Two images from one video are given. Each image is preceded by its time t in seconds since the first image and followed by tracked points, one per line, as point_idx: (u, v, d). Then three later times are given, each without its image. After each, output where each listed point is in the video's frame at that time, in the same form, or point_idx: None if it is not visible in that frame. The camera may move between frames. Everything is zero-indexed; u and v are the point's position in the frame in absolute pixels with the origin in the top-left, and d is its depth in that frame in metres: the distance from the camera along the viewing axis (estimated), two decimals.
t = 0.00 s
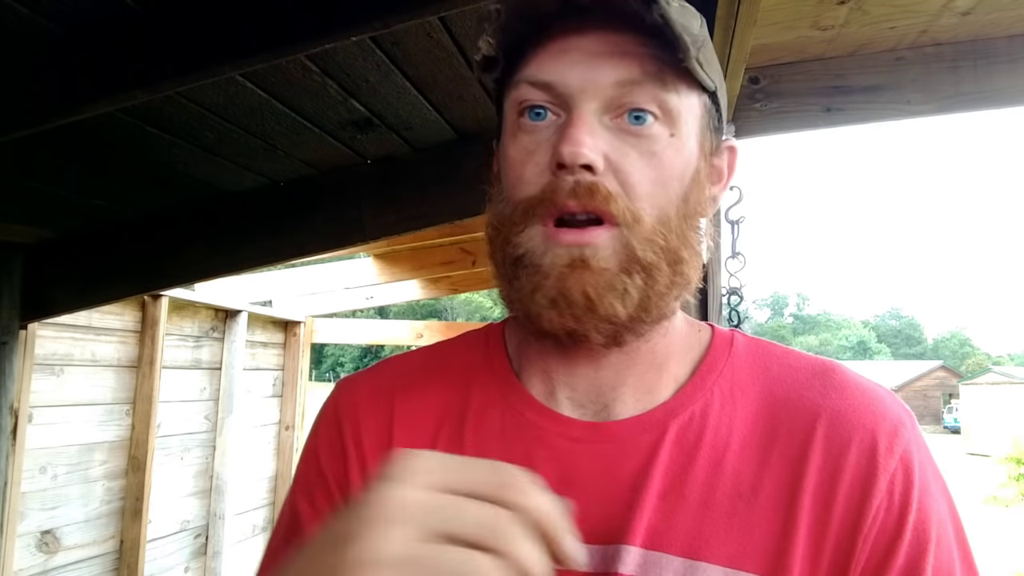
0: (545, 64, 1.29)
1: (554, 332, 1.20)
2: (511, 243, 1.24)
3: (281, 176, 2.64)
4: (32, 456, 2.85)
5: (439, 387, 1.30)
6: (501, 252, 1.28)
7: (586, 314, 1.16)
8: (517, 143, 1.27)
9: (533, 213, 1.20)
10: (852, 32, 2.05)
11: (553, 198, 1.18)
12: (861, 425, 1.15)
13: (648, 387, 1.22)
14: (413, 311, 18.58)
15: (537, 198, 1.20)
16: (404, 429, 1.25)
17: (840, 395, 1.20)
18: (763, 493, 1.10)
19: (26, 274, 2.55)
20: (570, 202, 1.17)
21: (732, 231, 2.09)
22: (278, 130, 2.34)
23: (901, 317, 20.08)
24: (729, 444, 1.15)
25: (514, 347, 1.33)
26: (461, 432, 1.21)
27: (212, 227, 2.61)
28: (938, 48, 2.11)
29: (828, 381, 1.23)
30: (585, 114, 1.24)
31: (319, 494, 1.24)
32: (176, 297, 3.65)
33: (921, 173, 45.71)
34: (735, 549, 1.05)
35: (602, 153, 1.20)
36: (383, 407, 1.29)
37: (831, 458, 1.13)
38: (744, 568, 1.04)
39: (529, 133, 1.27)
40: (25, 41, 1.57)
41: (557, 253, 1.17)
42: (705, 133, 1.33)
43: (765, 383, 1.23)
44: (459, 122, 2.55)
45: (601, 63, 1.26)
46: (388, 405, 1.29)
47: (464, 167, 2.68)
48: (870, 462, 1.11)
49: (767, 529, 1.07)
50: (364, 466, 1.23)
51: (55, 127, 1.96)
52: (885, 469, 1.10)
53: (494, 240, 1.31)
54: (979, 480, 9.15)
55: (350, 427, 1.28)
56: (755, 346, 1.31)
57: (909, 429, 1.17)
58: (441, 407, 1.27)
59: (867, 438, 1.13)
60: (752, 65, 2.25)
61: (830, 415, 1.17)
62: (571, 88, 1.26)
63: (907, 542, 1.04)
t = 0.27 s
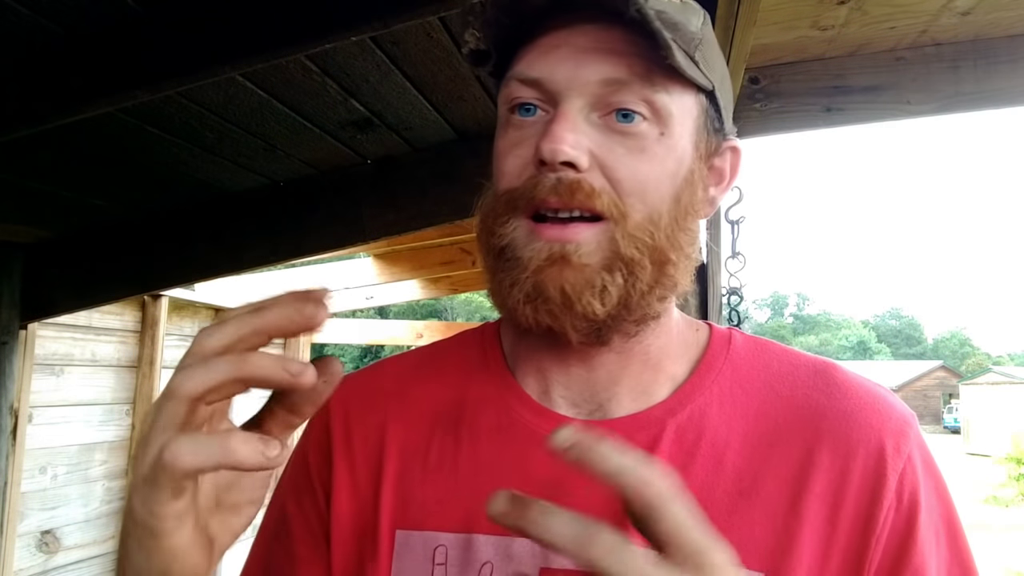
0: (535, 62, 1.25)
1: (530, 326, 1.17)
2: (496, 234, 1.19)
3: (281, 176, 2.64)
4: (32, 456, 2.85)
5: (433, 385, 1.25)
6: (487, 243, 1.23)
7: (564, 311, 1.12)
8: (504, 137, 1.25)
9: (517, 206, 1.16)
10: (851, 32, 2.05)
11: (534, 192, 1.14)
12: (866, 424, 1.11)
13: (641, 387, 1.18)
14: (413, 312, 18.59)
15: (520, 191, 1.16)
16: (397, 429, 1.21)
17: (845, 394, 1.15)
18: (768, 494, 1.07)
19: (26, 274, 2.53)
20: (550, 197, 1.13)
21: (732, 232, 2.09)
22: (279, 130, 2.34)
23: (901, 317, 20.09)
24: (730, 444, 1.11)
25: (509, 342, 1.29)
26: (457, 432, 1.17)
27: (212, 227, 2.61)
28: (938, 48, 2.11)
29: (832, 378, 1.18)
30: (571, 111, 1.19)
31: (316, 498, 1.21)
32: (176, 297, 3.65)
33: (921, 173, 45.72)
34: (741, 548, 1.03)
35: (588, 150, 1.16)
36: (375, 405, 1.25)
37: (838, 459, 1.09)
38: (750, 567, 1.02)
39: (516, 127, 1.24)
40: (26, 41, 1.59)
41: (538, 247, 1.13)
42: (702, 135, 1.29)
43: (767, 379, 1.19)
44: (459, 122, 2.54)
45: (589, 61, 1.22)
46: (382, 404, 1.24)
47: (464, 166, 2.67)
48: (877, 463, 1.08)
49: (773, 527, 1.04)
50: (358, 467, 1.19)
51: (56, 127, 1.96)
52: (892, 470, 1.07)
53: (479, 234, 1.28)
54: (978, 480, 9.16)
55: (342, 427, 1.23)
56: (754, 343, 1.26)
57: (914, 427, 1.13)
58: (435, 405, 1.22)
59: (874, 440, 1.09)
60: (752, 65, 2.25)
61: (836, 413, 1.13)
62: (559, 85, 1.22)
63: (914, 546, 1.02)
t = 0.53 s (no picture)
0: (541, 68, 1.22)
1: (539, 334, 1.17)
2: (501, 242, 1.19)
3: (281, 176, 2.66)
4: (32, 456, 2.85)
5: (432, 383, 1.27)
6: (492, 250, 1.23)
7: (574, 319, 1.13)
8: (508, 144, 1.22)
9: (523, 214, 1.16)
10: (852, 32, 2.05)
11: (543, 203, 1.13)
12: (867, 419, 1.12)
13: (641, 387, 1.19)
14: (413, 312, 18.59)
15: (528, 200, 1.15)
16: (394, 425, 1.22)
17: (843, 389, 1.16)
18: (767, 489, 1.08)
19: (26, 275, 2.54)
20: (560, 210, 1.12)
21: (732, 231, 2.09)
22: (278, 130, 2.33)
23: (901, 317, 20.09)
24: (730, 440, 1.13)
25: (507, 340, 1.29)
26: (457, 429, 1.19)
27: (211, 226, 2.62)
28: (938, 48, 2.11)
29: (830, 375, 1.19)
30: (578, 119, 1.17)
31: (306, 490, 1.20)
32: (176, 297, 3.65)
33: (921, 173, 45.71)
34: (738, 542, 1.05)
35: (596, 158, 1.14)
36: (372, 401, 1.25)
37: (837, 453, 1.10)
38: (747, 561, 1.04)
39: (522, 134, 1.21)
40: (25, 42, 1.57)
41: (548, 253, 1.13)
42: (706, 136, 1.28)
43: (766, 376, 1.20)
44: (459, 122, 2.54)
45: (597, 67, 1.19)
46: (378, 400, 1.25)
47: (464, 165, 2.65)
48: (877, 457, 1.08)
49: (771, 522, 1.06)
50: (353, 461, 1.19)
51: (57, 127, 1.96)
52: (892, 463, 1.07)
53: (482, 239, 1.27)
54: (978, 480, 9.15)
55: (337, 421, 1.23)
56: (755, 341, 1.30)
57: (914, 421, 1.13)
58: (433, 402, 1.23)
59: (873, 435, 1.10)
60: (752, 65, 2.25)
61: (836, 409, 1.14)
62: (565, 92, 1.19)
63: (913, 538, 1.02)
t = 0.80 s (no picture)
0: (517, 73, 1.23)
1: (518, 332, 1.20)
2: (485, 246, 1.21)
3: (281, 176, 2.65)
4: (32, 456, 2.85)
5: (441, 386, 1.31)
6: (479, 253, 1.25)
7: (547, 320, 1.15)
8: (494, 150, 1.25)
9: (501, 220, 1.17)
10: (852, 32, 2.05)
11: (517, 208, 1.15)
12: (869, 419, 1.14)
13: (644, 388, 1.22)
14: (413, 312, 18.59)
15: (505, 206, 1.17)
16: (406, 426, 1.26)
17: (841, 388, 1.19)
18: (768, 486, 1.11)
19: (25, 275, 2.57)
20: (532, 213, 1.13)
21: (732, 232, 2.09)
22: (279, 130, 2.33)
23: (901, 317, 20.08)
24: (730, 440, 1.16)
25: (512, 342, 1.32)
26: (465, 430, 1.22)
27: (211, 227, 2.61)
28: (938, 48, 2.11)
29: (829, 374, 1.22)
30: (552, 124, 1.18)
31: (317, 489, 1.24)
32: (176, 297, 3.65)
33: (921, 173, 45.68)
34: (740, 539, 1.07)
35: (570, 162, 1.15)
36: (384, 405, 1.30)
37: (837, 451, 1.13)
38: (751, 559, 1.06)
39: (505, 140, 1.24)
40: (25, 41, 1.57)
41: (525, 256, 1.14)
42: (693, 134, 1.27)
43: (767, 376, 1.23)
44: (460, 122, 2.54)
45: (569, 69, 1.19)
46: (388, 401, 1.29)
47: (464, 165, 2.63)
48: (874, 454, 1.11)
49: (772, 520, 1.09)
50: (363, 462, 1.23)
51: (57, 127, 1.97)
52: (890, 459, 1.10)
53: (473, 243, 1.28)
54: (980, 480, 9.14)
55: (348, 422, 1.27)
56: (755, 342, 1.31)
57: (912, 419, 1.16)
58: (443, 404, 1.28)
59: (869, 433, 1.13)
60: (752, 65, 2.25)
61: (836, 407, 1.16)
62: (539, 96, 1.20)
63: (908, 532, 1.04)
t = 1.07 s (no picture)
0: (505, 80, 1.27)
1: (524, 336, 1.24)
2: (485, 249, 1.25)
3: (281, 176, 2.64)
4: (32, 456, 2.85)
5: (443, 385, 1.31)
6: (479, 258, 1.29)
7: (547, 318, 1.18)
8: (488, 157, 1.29)
9: (500, 223, 1.21)
10: (852, 31, 2.05)
11: (512, 209, 1.19)
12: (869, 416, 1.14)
13: (646, 384, 1.22)
14: (413, 312, 18.59)
15: (500, 209, 1.21)
16: (410, 424, 1.27)
17: (840, 386, 1.18)
18: (767, 481, 1.10)
19: (26, 274, 2.57)
20: (527, 212, 1.18)
21: (732, 231, 2.09)
22: (279, 130, 2.33)
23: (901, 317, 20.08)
24: (729, 434, 1.15)
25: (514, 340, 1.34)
26: (467, 428, 1.23)
27: (212, 227, 2.62)
28: (938, 48, 2.11)
29: (827, 372, 1.22)
30: (541, 125, 1.22)
31: (323, 487, 1.25)
32: (176, 297, 3.65)
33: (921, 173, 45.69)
34: (739, 534, 1.05)
35: (560, 162, 1.20)
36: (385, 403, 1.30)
37: (836, 448, 1.12)
38: (751, 554, 1.04)
39: (497, 145, 1.28)
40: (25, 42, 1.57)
41: (521, 256, 1.19)
42: (680, 128, 1.30)
43: (766, 374, 1.23)
44: (459, 121, 2.55)
45: (555, 73, 1.24)
46: (392, 401, 1.30)
47: (463, 167, 2.67)
48: (873, 449, 1.10)
49: (773, 515, 1.07)
50: (369, 460, 1.24)
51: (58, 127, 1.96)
52: (889, 455, 1.09)
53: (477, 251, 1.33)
54: (980, 481, 9.13)
55: (354, 422, 1.29)
56: (754, 342, 1.30)
57: (910, 416, 1.16)
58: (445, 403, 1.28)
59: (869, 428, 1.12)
60: (753, 65, 2.25)
61: (835, 404, 1.16)
62: (527, 101, 1.25)
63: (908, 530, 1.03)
